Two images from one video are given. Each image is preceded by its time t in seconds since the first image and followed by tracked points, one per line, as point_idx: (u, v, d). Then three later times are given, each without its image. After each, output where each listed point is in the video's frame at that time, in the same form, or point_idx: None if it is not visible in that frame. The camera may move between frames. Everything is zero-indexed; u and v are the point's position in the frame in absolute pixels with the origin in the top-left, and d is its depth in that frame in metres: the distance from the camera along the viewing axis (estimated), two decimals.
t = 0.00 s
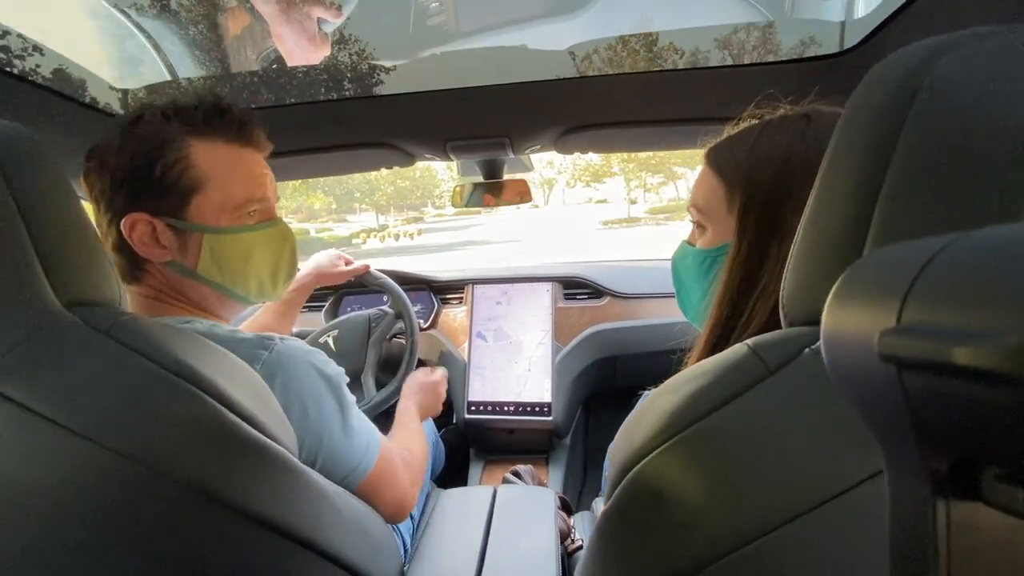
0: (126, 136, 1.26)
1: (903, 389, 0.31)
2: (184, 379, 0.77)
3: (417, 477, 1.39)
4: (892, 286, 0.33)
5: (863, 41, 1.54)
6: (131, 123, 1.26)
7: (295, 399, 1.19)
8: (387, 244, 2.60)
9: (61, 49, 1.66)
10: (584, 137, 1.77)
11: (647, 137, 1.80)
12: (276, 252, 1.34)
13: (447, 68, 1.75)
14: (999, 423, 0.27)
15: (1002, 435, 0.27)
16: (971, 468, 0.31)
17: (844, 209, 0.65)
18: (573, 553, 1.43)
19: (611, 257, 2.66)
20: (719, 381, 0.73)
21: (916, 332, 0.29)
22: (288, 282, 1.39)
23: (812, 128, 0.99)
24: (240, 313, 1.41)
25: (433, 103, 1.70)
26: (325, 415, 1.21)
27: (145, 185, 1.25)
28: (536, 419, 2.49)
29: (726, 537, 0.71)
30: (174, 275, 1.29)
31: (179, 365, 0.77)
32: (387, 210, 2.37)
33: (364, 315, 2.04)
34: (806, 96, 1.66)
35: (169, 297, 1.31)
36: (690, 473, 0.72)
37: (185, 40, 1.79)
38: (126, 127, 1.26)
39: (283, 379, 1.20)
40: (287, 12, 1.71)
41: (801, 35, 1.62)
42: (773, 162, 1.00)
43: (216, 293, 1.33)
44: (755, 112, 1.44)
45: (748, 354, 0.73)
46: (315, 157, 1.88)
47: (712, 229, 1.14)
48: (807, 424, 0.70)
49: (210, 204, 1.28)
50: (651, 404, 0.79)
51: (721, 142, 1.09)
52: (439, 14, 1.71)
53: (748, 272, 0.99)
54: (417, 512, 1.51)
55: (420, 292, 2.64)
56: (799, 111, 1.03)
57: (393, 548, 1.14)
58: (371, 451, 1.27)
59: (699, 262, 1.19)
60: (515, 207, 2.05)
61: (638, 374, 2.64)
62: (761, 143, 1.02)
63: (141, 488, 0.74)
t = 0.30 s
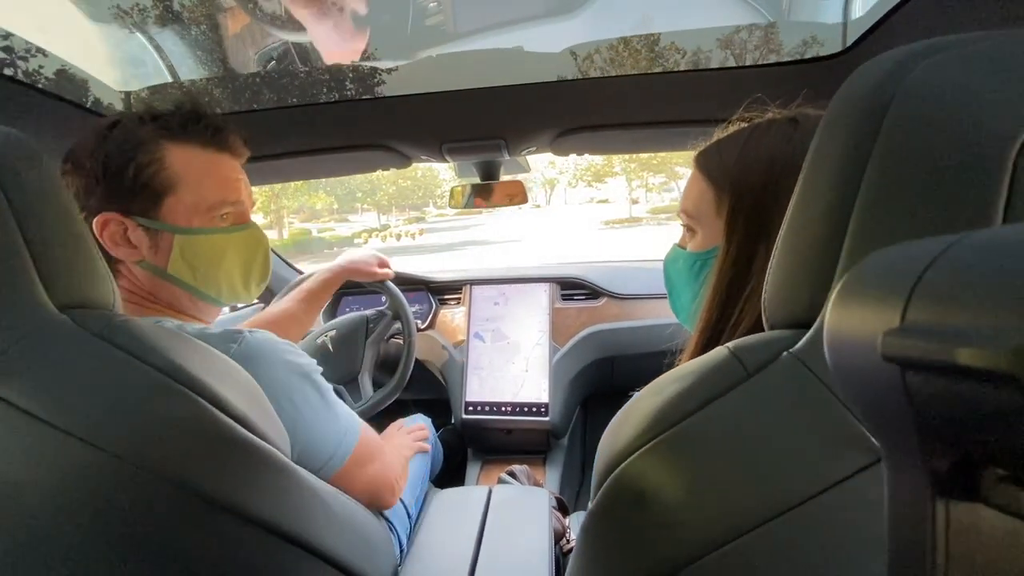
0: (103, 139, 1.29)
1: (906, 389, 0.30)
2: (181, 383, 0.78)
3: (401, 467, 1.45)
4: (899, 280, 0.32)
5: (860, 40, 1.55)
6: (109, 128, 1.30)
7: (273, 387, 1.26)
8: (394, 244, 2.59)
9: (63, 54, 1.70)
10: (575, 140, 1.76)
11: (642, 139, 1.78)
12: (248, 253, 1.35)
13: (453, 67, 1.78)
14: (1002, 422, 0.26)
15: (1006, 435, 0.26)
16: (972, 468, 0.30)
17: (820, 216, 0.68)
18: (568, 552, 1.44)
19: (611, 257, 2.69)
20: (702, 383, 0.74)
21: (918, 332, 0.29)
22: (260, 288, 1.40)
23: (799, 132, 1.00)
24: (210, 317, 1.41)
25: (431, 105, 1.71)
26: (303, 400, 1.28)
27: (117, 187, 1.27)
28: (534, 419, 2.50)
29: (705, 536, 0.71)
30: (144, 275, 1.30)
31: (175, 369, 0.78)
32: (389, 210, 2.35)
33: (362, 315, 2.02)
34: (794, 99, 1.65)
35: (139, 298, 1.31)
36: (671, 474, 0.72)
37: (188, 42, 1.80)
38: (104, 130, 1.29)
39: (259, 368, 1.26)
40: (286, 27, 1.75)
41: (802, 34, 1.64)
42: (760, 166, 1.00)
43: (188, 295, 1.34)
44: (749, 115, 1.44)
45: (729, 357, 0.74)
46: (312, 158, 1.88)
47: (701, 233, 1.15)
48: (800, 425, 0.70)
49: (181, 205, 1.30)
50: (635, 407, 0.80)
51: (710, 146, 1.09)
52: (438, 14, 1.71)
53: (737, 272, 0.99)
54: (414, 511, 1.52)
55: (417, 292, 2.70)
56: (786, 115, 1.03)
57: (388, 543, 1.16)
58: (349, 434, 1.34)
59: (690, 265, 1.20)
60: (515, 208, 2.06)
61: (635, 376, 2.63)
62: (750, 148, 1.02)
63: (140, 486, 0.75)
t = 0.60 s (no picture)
0: (74, 138, 1.28)
1: (913, 391, 0.30)
2: (185, 379, 0.78)
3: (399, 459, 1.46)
4: (910, 276, 0.33)
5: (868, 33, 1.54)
6: (78, 125, 1.29)
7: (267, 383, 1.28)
8: (399, 243, 2.62)
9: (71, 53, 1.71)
10: (578, 138, 1.76)
11: (640, 139, 1.77)
12: (234, 242, 1.36)
13: (453, 66, 1.77)
14: (1007, 426, 0.26)
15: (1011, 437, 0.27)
16: (980, 471, 0.30)
17: (825, 218, 0.68)
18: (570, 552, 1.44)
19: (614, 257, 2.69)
20: (700, 382, 0.75)
21: (926, 333, 0.29)
22: (253, 274, 1.41)
23: (805, 131, 1.00)
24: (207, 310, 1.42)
25: (436, 104, 1.71)
26: (300, 395, 1.30)
27: (95, 186, 1.28)
28: (537, 419, 2.50)
29: (707, 533, 0.71)
30: (132, 274, 1.31)
31: (177, 364, 0.79)
32: (392, 210, 2.37)
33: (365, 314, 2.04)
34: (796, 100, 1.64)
35: (133, 296, 1.34)
36: (671, 472, 0.73)
37: (195, 42, 1.80)
38: (73, 129, 1.29)
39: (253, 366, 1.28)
40: (291, 28, 1.77)
41: (807, 32, 1.65)
42: (765, 165, 1.00)
43: (180, 290, 1.35)
44: (751, 113, 1.43)
45: (727, 355, 0.75)
46: (314, 158, 1.86)
47: (703, 228, 1.15)
48: (805, 425, 0.70)
49: (160, 199, 1.31)
50: (635, 407, 0.80)
51: (715, 144, 1.09)
52: (442, 14, 1.73)
53: (739, 268, 0.99)
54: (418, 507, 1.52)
55: (420, 291, 2.69)
56: (791, 114, 1.04)
57: (390, 542, 1.16)
58: (350, 429, 1.35)
59: (690, 261, 1.20)
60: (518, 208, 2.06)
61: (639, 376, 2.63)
62: (754, 146, 1.02)
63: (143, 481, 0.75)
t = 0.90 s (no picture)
0: (98, 135, 1.28)
1: (925, 393, 0.30)
2: (201, 375, 0.79)
3: (410, 458, 1.47)
4: (919, 281, 0.33)
5: (881, 30, 1.52)
6: (102, 122, 1.28)
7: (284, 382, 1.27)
8: (406, 243, 2.63)
9: (83, 54, 1.71)
10: (590, 136, 1.78)
11: (653, 137, 1.81)
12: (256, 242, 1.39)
13: (459, 69, 1.74)
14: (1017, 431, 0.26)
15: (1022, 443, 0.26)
16: (996, 478, 0.29)
17: (837, 219, 0.66)
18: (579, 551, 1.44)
19: (621, 256, 2.70)
20: (712, 380, 0.76)
21: (940, 334, 0.29)
22: (273, 272, 1.45)
23: (820, 127, 0.99)
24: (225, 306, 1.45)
25: (444, 105, 1.74)
26: (316, 393, 1.30)
27: (121, 185, 1.28)
28: (544, 418, 2.50)
29: (720, 531, 0.71)
30: (155, 272, 1.32)
31: (191, 359, 0.80)
32: (398, 210, 2.35)
33: (374, 312, 2.06)
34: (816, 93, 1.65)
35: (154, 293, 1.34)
36: (685, 468, 0.74)
37: (205, 43, 1.81)
38: (98, 126, 1.28)
39: (270, 364, 1.28)
40: (298, 28, 1.75)
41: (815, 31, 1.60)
42: (780, 162, 1.00)
43: (201, 288, 1.37)
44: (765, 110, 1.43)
45: (739, 352, 0.76)
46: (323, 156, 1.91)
47: (717, 226, 1.15)
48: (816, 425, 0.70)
49: (186, 198, 1.32)
50: (650, 405, 0.82)
51: (729, 140, 1.10)
52: (449, 14, 1.69)
53: (754, 266, 1.00)
54: (427, 505, 1.53)
55: (428, 291, 2.72)
56: (807, 110, 1.02)
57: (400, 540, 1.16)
58: (364, 429, 1.35)
59: (704, 259, 1.20)
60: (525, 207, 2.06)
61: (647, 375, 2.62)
62: (768, 145, 1.02)
63: (155, 477, 0.76)
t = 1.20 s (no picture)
0: (115, 133, 1.30)
1: (938, 398, 0.30)
2: (210, 373, 0.80)
3: (418, 458, 1.47)
4: (931, 284, 0.33)
5: (894, 29, 1.52)
6: (119, 121, 1.31)
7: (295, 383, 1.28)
8: (414, 242, 2.64)
9: (98, 57, 1.72)
10: (599, 136, 1.76)
11: (660, 138, 1.79)
12: (267, 242, 1.39)
13: (468, 68, 1.76)
14: None
15: None
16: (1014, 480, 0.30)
17: (849, 217, 0.64)
18: (587, 551, 1.45)
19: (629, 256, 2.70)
20: (719, 381, 0.75)
21: (952, 336, 0.29)
22: (282, 273, 1.44)
23: (830, 125, 0.98)
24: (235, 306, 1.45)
25: (452, 105, 1.74)
26: (326, 392, 1.31)
27: (136, 181, 1.29)
28: (552, 418, 2.50)
29: (729, 534, 0.72)
30: (167, 268, 1.34)
31: (200, 357, 0.80)
32: (406, 209, 2.35)
33: (382, 312, 2.05)
34: (824, 91, 1.64)
35: (166, 289, 1.36)
36: (691, 469, 0.73)
37: (216, 44, 1.82)
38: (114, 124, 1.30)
39: (278, 363, 1.28)
40: (308, 29, 1.77)
41: (827, 28, 1.60)
42: (789, 161, 1.00)
43: (212, 286, 1.38)
44: (775, 109, 1.43)
45: (749, 353, 0.75)
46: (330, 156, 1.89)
47: (727, 226, 1.15)
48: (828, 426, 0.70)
49: (198, 196, 1.33)
50: (659, 404, 0.82)
51: (739, 140, 1.10)
52: (458, 14, 1.71)
53: (763, 266, 1.00)
54: (434, 504, 1.54)
55: (436, 290, 2.73)
56: (816, 109, 1.02)
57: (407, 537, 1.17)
58: (373, 429, 1.36)
59: (714, 260, 1.20)
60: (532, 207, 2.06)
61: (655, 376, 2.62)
62: (777, 144, 1.02)
63: (167, 476, 0.76)
